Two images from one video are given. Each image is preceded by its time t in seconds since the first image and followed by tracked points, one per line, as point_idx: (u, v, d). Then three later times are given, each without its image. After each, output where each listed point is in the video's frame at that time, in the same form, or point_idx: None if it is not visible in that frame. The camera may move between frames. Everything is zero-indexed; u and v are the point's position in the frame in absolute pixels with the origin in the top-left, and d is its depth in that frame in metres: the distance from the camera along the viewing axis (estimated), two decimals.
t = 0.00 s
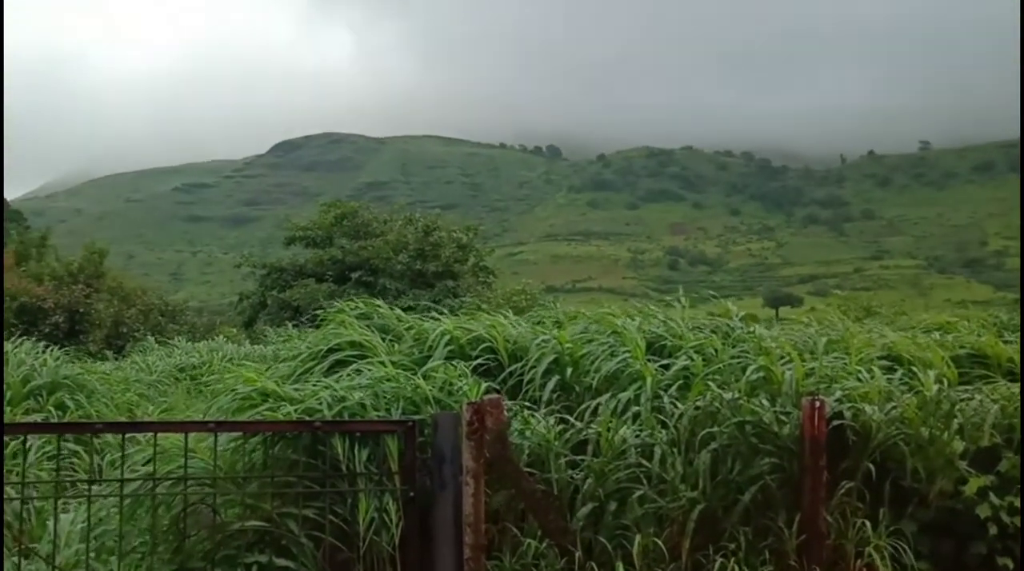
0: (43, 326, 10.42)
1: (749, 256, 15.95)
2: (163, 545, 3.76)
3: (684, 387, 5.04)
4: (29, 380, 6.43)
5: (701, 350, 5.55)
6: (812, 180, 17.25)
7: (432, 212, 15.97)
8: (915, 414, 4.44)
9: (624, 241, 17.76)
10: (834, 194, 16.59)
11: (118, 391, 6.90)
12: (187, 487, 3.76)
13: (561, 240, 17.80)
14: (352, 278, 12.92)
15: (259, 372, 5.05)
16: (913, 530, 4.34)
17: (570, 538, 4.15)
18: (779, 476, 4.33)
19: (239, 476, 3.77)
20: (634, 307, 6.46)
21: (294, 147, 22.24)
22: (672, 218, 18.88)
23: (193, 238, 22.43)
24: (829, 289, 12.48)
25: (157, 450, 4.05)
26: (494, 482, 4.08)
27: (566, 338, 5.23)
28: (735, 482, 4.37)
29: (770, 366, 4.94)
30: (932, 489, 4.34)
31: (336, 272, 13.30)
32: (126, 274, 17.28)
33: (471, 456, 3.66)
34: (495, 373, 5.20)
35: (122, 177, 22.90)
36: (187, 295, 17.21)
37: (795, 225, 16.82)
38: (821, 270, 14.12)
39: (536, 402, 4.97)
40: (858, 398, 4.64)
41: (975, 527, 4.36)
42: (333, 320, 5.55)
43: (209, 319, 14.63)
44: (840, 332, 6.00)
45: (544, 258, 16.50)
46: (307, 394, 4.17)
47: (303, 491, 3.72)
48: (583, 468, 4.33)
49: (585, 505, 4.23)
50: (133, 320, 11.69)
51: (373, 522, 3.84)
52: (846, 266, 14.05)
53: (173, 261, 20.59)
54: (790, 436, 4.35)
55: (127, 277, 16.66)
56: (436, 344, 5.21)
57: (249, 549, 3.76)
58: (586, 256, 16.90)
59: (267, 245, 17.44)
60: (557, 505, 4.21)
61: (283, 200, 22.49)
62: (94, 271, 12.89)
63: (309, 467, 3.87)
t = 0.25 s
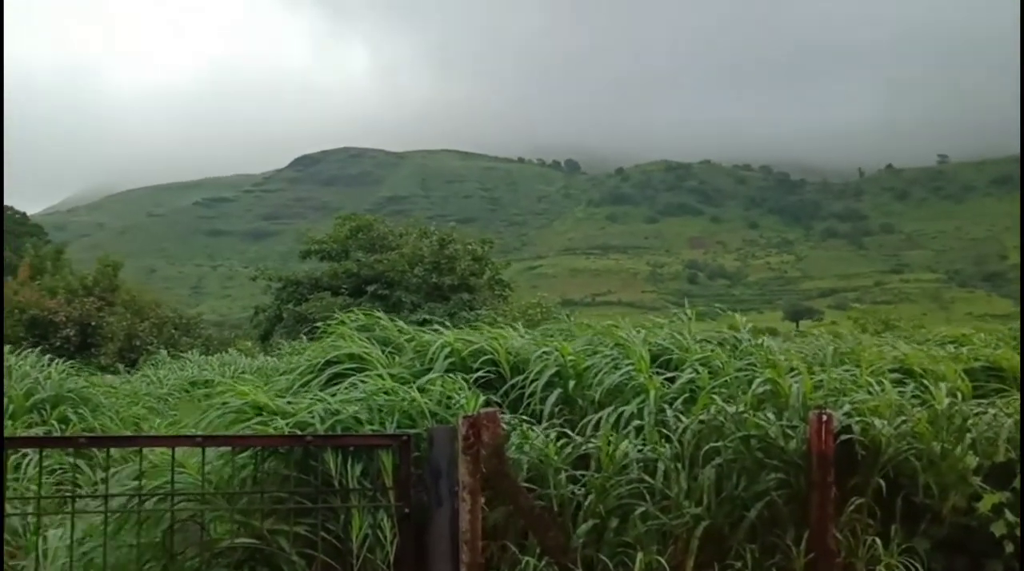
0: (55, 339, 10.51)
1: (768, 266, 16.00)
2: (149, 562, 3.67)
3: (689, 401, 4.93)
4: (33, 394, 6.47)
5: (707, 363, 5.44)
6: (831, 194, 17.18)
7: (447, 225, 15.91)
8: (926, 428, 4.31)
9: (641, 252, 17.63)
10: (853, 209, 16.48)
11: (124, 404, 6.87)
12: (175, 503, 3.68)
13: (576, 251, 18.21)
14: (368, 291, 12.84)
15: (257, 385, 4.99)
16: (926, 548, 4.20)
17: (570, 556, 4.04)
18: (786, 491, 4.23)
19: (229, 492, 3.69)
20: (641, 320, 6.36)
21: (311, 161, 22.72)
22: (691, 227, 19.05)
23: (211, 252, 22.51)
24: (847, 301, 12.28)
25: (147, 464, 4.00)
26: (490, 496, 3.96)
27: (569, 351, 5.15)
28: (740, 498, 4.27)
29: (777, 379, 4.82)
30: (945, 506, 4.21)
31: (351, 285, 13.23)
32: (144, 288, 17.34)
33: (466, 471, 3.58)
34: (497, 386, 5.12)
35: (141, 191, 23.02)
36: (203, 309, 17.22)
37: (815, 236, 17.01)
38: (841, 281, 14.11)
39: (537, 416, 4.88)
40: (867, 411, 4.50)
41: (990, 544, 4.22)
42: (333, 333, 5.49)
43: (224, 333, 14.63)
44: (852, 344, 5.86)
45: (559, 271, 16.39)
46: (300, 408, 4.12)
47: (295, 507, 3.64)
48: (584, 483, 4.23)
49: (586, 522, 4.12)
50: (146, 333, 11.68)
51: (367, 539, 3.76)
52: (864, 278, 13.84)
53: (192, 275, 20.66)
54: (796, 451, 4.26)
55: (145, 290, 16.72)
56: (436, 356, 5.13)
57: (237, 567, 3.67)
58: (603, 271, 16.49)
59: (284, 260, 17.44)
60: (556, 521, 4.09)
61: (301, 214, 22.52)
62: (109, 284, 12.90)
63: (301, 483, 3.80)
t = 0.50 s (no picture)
0: (66, 352, 10.55)
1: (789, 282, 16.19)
2: None
3: (695, 423, 4.81)
4: (37, 408, 6.45)
5: (715, 383, 5.31)
6: (855, 213, 17.05)
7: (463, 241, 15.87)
8: (939, 453, 4.15)
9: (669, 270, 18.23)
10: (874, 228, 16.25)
11: (128, 418, 6.83)
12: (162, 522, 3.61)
13: (596, 269, 18.65)
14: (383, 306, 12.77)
15: (255, 402, 4.91)
16: None
17: None
18: (792, 517, 4.11)
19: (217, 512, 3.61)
20: (650, 338, 6.24)
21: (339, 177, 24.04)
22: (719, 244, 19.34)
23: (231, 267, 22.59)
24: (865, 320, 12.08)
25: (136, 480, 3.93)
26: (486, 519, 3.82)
27: (572, 369, 5.04)
28: (745, 523, 4.14)
29: (785, 401, 4.68)
30: (957, 534, 4.07)
31: (366, 301, 13.10)
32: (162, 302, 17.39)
33: (462, 492, 3.46)
34: (499, 404, 5.02)
35: (162, 205, 23.20)
36: (221, 324, 17.24)
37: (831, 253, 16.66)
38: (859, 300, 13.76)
39: (539, 436, 4.77)
40: (877, 435, 4.35)
41: None
42: (334, 349, 5.41)
43: (239, 347, 14.62)
44: (866, 366, 5.71)
45: (575, 288, 16.28)
46: (293, 425, 4.05)
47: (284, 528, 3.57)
48: (584, 506, 4.12)
49: (584, 547, 4.01)
50: (158, 347, 11.67)
51: (359, 562, 3.67)
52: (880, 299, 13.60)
53: (211, 289, 20.71)
54: (804, 475, 4.16)
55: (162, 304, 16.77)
56: (437, 373, 5.03)
57: None
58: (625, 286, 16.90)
59: (301, 275, 17.45)
60: (553, 546, 3.99)
61: (321, 230, 22.59)
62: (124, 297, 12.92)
63: (291, 502, 3.73)
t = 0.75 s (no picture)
0: (63, 367, 10.43)
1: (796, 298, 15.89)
2: None
3: (696, 441, 4.66)
4: (25, 423, 6.33)
5: (717, 400, 5.16)
6: (861, 234, 16.69)
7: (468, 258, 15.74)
8: (945, 474, 3.97)
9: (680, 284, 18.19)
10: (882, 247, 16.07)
11: (119, 434, 6.71)
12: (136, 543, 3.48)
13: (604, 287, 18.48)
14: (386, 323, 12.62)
15: (243, 419, 4.79)
16: None
17: None
18: (796, 541, 3.98)
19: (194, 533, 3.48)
20: (649, 355, 6.10)
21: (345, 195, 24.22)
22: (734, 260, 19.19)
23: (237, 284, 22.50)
24: (873, 338, 11.89)
25: (112, 498, 3.82)
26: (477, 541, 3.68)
27: (570, 386, 4.90)
28: (745, 547, 4.01)
29: (788, 419, 4.53)
30: (967, 558, 3.90)
31: (371, 316, 12.86)
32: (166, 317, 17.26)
33: (451, 514, 3.28)
34: (494, 422, 4.89)
35: (170, 222, 23.15)
36: (225, 340, 17.12)
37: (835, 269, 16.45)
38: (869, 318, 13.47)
39: (534, 455, 4.63)
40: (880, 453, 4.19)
41: None
42: (326, 365, 5.28)
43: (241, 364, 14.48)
44: (871, 384, 5.55)
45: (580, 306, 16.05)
46: (276, 443, 3.94)
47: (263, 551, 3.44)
48: (578, 528, 3.97)
49: None
50: (159, 361, 11.38)
51: None
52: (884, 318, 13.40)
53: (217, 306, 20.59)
54: (807, 496, 3.98)
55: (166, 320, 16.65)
56: (430, 389, 4.90)
57: None
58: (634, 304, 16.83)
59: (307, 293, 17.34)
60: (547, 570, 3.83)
61: (328, 248, 22.51)
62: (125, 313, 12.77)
63: (273, 523, 3.60)
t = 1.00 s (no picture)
0: (60, 380, 10.27)
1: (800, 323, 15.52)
2: None
3: (699, 459, 4.53)
4: (16, 435, 6.22)
5: (722, 418, 5.04)
6: (868, 258, 16.67)
7: (475, 275, 15.64)
8: (955, 496, 3.86)
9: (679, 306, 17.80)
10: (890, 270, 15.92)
11: (111, 447, 6.59)
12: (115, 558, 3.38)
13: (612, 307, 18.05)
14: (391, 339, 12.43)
15: (235, 432, 4.68)
16: None
17: None
18: (802, 562, 3.83)
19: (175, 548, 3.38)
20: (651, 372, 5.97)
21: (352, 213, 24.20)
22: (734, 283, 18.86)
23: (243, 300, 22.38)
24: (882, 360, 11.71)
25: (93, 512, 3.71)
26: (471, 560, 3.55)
27: (570, 401, 4.79)
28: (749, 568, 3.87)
29: (793, 438, 4.42)
30: None
31: (376, 333, 12.67)
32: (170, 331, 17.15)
33: (444, 531, 3.21)
34: (492, 437, 4.77)
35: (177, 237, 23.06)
36: (230, 356, 17.00)
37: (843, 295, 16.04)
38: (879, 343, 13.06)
39: (533, 472, 4.50)
40: (887, 473, 4.07)
41: None
42: (322, 378, 5.17)
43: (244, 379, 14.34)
44: (878, 404, 5.42)
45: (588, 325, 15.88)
46: (265, 456, 3.83)
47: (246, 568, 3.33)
48: (577, 548, 3.83)
49: None
50: (158, 377, 11.46)
51: None
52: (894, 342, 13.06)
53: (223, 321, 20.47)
54: (812, 517, 3.86)
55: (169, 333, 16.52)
56: (427, 403, 4.79)
57: None
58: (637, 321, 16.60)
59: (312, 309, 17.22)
60: None
61: (336, 264, 22.43)
62: (129, 326, 12.62)
63: (258, 540, 3.49)
